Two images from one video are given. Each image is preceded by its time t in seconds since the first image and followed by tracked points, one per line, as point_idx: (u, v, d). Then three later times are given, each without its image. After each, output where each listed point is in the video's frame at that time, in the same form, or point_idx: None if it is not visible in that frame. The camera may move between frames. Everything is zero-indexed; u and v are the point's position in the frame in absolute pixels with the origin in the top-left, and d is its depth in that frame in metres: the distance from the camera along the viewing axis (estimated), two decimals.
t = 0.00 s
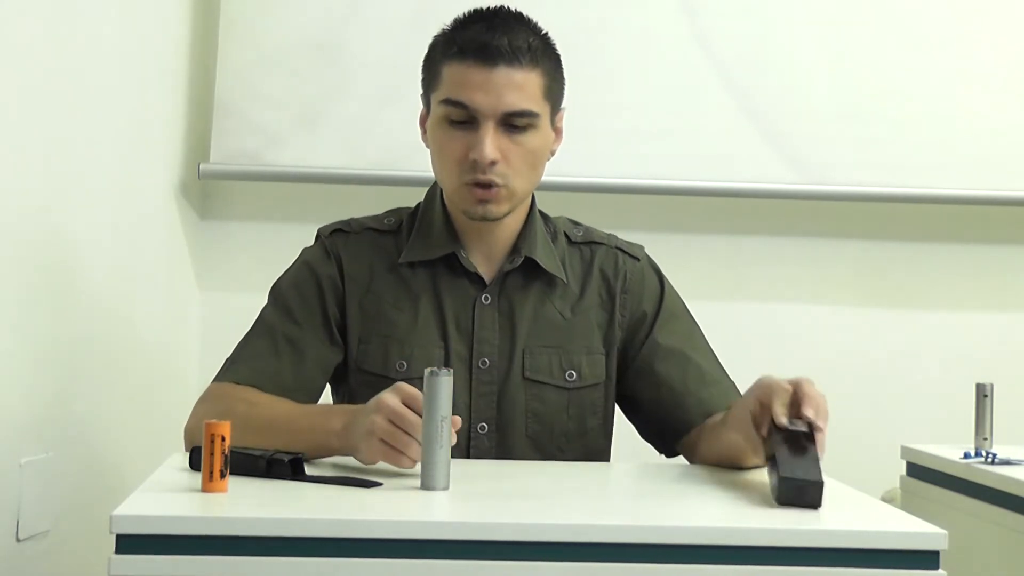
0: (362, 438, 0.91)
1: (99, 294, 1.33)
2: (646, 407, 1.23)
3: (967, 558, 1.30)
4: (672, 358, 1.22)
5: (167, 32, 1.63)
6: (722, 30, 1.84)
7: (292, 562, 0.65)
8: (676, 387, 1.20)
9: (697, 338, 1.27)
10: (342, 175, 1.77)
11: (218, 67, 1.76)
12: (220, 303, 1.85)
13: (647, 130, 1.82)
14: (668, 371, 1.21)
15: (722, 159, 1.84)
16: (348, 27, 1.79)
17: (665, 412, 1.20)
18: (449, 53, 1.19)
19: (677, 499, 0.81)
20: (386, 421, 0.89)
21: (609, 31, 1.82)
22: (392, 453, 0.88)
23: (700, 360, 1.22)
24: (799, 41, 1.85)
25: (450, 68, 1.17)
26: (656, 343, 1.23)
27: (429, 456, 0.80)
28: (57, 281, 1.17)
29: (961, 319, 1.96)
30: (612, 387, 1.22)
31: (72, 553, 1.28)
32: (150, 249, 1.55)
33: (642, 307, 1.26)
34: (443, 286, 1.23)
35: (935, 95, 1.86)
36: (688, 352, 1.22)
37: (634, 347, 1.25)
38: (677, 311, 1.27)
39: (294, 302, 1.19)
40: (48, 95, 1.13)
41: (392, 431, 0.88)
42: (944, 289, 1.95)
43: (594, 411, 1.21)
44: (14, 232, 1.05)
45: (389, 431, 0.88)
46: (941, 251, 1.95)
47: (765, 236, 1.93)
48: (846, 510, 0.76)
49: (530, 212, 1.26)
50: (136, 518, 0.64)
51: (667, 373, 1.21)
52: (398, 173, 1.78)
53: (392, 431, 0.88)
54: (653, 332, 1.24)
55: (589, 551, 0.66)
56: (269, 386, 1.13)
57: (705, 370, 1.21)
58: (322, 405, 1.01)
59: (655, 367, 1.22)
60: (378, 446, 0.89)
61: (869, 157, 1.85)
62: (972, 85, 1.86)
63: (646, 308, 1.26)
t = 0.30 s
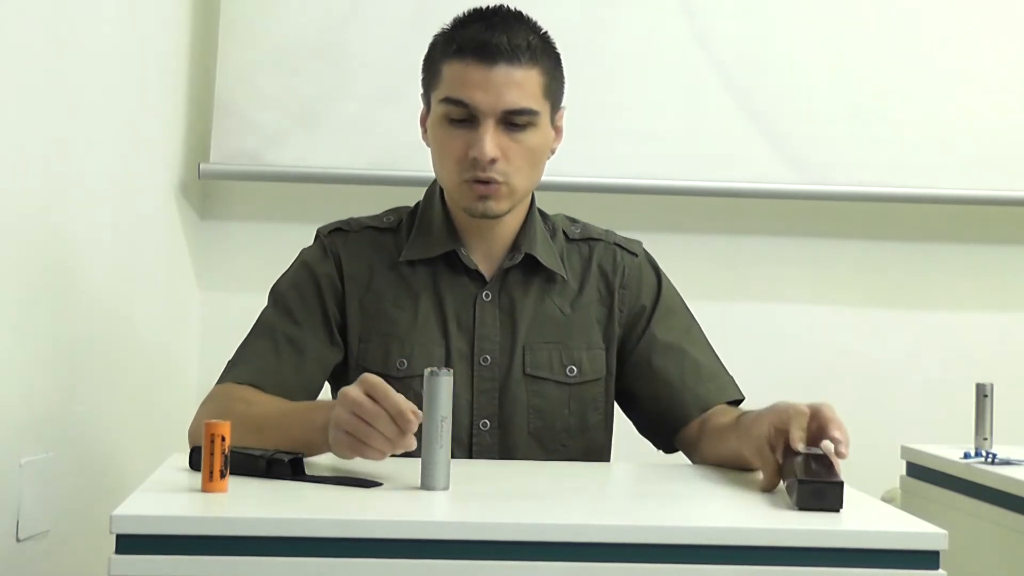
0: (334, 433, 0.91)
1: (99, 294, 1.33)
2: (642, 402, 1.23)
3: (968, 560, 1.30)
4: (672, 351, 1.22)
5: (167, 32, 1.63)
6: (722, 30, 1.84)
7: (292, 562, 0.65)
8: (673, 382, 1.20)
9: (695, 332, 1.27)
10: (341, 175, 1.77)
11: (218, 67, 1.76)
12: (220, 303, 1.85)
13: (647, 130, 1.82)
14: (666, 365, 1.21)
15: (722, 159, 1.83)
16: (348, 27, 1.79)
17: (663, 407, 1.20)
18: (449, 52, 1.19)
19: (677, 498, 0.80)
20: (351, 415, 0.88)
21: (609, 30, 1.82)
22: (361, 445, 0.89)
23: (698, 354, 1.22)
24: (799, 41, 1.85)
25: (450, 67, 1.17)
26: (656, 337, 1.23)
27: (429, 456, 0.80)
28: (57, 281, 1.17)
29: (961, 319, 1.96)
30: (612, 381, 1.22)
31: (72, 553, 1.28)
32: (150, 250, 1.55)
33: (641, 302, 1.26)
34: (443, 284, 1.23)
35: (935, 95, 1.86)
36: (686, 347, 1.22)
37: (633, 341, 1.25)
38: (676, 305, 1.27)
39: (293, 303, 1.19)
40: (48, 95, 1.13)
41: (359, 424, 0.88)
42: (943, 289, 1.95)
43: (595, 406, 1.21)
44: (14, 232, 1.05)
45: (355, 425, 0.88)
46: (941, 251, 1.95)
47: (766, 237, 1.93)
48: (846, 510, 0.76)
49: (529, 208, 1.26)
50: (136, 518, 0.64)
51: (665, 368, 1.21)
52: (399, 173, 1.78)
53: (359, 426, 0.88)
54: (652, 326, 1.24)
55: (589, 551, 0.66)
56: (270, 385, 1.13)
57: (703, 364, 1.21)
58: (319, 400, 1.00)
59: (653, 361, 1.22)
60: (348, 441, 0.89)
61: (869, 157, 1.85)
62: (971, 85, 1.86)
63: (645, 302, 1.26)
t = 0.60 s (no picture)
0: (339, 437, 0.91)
1: (99, 294, 1.33)
2: (642, 403, 1.23)
3: (969, 561, 1.30)
4: (672, 353, 1.21)
5: (167, 32, 1.63)
6: (723, 30, 1.84)
7: (292, 563, 0.65)
8: (674, 383, 1.19)
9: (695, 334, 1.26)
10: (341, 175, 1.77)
11: (218, 67, 1.76)
12: (221, 303, 1.85)
13: (647, 130, 1.82)
14: (666, 366, 1.21)
15: (722, 159, 1.84)
16: (348, 27, 1.79)
17: (662, 408, 1.19)
18: (450, 48, 1.19)
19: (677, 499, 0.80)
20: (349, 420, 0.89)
21: (609, 30, 1.82)
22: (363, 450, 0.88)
23: (699, 356, 1.22)
24: (799, 41, 1.85)
25: (452, 63, 1.17)
26: (657, 339, 1.23)
27: (429, 457, 0.80)
28: (57, 281, 1.18)
29: (961, 319, 1.96)
30: (612, 381, 1.22)
31: (72, 552, 1.28)
32: (150, 250, 1.55)
33: (642, 303, 1.26)
34: (444, 282, 1.23)
35: (935, 96, 1.86)
36: (687, 349, 1.22)
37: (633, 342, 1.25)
38: (677, 307, 1.27)
39: (298, 298, 1.20)
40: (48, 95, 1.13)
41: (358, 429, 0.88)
42: (943, 289, 1.95)
43: (594, 406, 1.21)
44: (14, 232, 1.05)
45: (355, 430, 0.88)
46: (941, 250, 1.95)
47: (766, 236, 1.93)
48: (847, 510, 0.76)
49: (531, 207, 1.26)
50: (136, 518, 0.64)
51: (665, 369, 1.21)
52: (399, 173, 1.78)
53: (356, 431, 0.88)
54: (653, 328, 1.24)
55: (589, 551, 0.66)
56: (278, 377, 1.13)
57: (704, 367, 1.20)
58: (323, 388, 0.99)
59: (653, 362, 1.22)
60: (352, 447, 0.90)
61: (869, 157, 1.85)
62: (972, 85, 1.86)
63: (646, 304, 1.26)
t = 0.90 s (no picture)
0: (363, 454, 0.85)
1: (99, 294, 1.32)
2: (640, 402, 1.22)
3: (969, 561, 1.30)
4: (669, 353, 1.21)
5: (167, 32, 1.63)
6: (722, 30, 1.84)
7: (292, 563, 0.65)
8: (673, 383, 1.19)
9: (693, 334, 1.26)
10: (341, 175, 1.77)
11: (218, 67, 1.76)
12: (220, 303, 1.85)
13: (646, 130, 1.82)
14: (664, 366, 1.21)
15: (722, 159, 1.84)
16: (348, 27, 1.79)
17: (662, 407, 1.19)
18: (440, 45, 1.20)
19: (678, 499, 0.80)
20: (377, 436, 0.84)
21: (608, 30, 1.82)
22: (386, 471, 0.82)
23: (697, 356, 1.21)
24: (799, 40, 1.84)
25: (440, 59, 1.17)
26: (654, 339, 1.23)
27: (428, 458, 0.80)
28: (57, 281, 1.18)
29: (961, 319, 1.96)
30: (608, 380, 1.22)
31: (72, 552, 1.27)
32: (150, 250, 1.55)
33: (639, 304, 1.26)
34: (442, 279, 1.23)
35: (935, 96, 1.86)
36: (685, 349, 1.22)
37: (630, 343, 1.25)
38: (674, 309, 1.27)
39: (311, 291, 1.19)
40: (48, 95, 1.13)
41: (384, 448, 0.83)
42: (943, 289, 1.95)
43: (589, 405, 1.21)
44: (14, 233, 1.05)
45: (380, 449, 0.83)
46: (941, 250, 1.95)
47: (765, 237, 1.93)
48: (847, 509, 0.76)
49: (528, 206, 1.26)
50: (136, 518, 0.64)
51: (663, 368, 1.20)
52: (399, 173, 1.78)
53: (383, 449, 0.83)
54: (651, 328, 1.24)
55: (589, 551, 0.66)
56: (301, 361, 1.11)
57: (702, 368, 1.19)
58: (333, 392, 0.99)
59: (652, 362, 1.21)
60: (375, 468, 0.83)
61: (869, 157, 1.85)
62: (971, 85, 1.86)
63: (643, 304, 1.26)
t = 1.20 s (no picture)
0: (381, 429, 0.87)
1: (99, 293, 1.32)
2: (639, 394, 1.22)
3: (969, 560, 1.30)
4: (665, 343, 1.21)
5: (167, 32, 1.63)
6: (723, 30, 1.84)
7: (292, 562, 0.65)
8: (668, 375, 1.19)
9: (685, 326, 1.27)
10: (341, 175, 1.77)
11: (218, 67, 1.76)
12: (220, 303, 1.85)
13: (646, 130, 1.82)
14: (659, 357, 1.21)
15: (722, 159, 1.84)
16: (348, 26, 1.79)
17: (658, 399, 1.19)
18: (438, 45, 1.19)
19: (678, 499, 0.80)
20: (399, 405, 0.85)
21: (608, 30, 1.82)
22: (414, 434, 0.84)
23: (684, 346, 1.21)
24: (799, 40, 1.85)
25: (439, 60, 1.17)
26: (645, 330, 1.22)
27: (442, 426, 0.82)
28: (57, 281, 1.18)
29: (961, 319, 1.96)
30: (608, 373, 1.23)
31: (72, 552, 1.28)
32: (150, 250, 1.55)
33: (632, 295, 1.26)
34: (440, 278, 1.23)
35: (935, 96, 1.86)
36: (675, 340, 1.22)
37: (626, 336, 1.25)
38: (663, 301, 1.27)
39: (303, 298, 1.19)
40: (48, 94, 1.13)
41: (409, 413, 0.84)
42: (944, 289, 1.95)
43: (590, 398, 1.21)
44: (14, 233, 1.05)
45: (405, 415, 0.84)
46: (941, 250, 1.95)
47: (765, 237, 1.93)
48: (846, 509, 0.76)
49: (523, 205, 1.26)
50: (136, 518, 0.64)
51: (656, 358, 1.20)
52: (399, 173, 1.78)
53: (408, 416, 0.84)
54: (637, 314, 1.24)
55: (590, 551, 0.66)
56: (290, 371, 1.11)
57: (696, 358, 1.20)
58: (328, 393, 0.99)
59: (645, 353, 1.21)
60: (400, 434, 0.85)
61: (869, 157, 1.85)
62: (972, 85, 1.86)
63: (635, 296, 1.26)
